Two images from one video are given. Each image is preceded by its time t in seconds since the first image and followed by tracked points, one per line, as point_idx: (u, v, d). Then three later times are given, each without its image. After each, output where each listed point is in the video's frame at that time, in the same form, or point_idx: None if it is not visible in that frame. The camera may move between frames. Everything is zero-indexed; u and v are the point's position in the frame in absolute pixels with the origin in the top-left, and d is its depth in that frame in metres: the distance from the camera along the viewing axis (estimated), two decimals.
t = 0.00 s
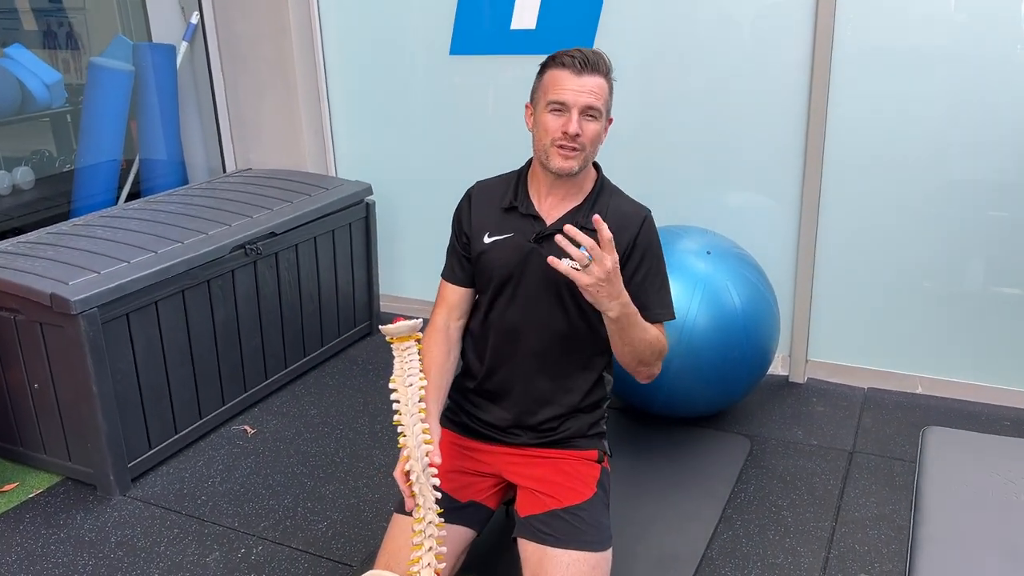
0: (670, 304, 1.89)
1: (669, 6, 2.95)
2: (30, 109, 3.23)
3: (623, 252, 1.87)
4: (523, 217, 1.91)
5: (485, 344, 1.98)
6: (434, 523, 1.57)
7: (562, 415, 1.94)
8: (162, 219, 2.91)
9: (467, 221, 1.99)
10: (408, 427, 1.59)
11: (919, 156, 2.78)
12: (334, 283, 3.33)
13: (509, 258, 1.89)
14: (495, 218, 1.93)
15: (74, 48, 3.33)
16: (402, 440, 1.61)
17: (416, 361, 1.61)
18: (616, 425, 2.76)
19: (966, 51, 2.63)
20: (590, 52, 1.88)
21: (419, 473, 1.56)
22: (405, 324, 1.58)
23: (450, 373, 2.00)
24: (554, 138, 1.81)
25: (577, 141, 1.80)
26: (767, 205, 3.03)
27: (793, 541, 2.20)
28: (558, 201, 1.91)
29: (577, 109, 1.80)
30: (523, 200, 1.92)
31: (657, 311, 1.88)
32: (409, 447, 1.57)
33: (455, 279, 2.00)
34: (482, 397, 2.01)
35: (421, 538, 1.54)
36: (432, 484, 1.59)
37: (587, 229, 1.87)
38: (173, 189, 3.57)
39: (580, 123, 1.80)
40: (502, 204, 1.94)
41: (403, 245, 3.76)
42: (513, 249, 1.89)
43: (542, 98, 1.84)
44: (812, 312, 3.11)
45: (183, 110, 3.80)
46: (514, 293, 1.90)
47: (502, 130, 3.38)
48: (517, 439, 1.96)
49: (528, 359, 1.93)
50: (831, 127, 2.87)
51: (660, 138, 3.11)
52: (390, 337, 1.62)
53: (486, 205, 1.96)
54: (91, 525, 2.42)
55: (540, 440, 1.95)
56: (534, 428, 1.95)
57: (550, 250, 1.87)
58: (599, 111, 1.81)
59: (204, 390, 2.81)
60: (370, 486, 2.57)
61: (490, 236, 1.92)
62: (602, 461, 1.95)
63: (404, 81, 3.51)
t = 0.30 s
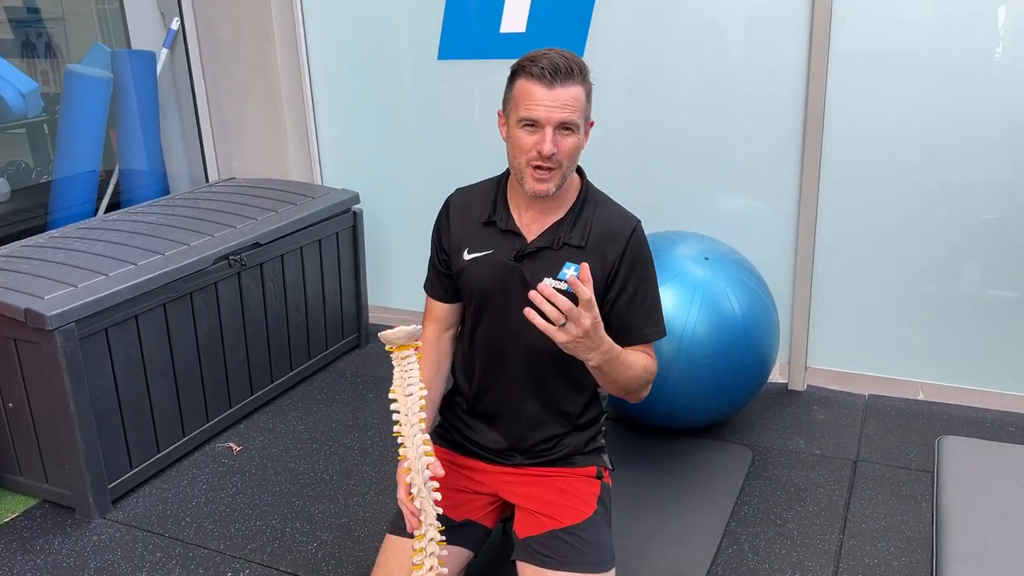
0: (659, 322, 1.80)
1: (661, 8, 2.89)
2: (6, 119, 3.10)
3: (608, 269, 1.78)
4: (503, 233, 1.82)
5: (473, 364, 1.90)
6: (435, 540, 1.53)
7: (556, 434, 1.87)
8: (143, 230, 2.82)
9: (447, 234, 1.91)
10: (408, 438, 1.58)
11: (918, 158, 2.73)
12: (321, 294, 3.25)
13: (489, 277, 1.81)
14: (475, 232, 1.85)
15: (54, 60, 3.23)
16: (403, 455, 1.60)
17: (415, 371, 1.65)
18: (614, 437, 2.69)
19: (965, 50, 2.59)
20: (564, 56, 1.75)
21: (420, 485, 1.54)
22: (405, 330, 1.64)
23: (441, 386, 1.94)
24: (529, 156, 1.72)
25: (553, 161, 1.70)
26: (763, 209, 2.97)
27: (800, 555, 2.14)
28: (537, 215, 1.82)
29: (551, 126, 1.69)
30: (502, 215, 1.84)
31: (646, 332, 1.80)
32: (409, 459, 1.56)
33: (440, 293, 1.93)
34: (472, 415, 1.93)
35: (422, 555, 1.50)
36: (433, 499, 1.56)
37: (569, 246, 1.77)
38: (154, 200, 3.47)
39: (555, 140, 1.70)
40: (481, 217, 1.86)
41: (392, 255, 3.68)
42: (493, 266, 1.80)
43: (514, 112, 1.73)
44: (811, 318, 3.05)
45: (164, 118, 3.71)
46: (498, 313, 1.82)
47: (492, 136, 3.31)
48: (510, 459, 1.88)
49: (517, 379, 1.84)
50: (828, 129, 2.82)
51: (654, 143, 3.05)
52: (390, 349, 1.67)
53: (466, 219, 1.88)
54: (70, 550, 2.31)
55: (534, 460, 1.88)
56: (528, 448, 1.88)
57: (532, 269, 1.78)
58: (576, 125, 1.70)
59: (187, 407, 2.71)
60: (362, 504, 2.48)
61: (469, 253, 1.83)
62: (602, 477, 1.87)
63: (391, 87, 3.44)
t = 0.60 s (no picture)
0: (660, 345, 1.71)
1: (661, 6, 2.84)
2: None
3: (604, 291, 1.69)
4: (491, 250, 1.74)
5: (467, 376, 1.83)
6: (431, 552, 1.44)
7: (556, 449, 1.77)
8: (128, 232, 2.73)
9: (435, 248, 1.85)
10: (397, 445, 1.48)
11: (923, 161, 2.69)
12: (312, 299, 3.17)
13: (477, 297, 1.74)
14: (463, 246, 1.78)
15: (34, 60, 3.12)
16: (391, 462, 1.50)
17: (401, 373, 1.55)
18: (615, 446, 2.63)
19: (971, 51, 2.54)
20: (552, 64, 1.63)
21: (409, 493, 1.43)
22: (388, 333, 1.54)
23: (436, 391, 1.88)
24: (514, 173, 1.62)
25: (539, 179, 1.60)
26: (764, 212, 2.92)
27: (809, 567, 2.09)
28: (526, 231, 1.74)
29: (538, 142, 1.58)
30: (490, 230, 1.76)
31: (646, 356, 1.70)
32: (398, 467, 1.46)
33: (435, 300, 1.87)
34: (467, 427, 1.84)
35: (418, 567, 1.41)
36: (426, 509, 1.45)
37: (561, 266, 1.69)
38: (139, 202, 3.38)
39: (542, 157, 1.59)
40: (468, 232, 1.78)
41: (384, 259, 3.61)
42: (482, 286, 1.73)
43: (498, 126, 1.62)
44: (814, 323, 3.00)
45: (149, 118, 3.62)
46: (489, 331, 1.75)
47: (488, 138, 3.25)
48: (508, 474, 1.80)
49: (512, 394, 1.77)
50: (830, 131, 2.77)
51: (653, 144, 3.00)
52: (374, 350, 1.56)
53: (454, 233, 1.81)
54: (50, 565, 2.22)
55: (534, 475, 1.79)
56: (527, 464, 1.79)
57: (522, 289, 1.70)
58: (565, 140, 1.59)
59: (174, 414, 2.63)
60: (356, 515, 2.41)
61: (457, 269, 1.77)
62: (605, 488, 1.77)
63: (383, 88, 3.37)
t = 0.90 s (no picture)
0: (663, 350, 1.68)
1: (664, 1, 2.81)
2: None
3: (606, 295, 1.65)
4: (490, 253, 1.71)
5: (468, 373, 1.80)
6: (424, 551, 1.42)
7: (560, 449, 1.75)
8: (123, 227, 2.70)
9: (434, 249, 1.81)
10: (382, 445, 1.47)
11: (928, 158, 2.66)
12: (309, 296, 3.14)
13: (477, 300, 1.71)
14: (462, 248, 1.75)
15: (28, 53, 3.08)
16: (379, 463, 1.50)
17: (384, 372, 1.52)
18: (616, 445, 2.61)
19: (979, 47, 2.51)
20: (550, 62, 1.59)
21: (398, 493, 1.44)
22: (365, 332, 1.49)
23: (431, 389, 1.86)
24: (512, 176, 1.58)
25: (538, 182, 1.57)
26: (767, 209, 2.90)
27: (814, 566, 2.08)
28: (526, 233, 1.70)
29: (536, 143, 1.55)
30: (489, 232, 1.73)
31: (650, 362, 1.67)
32: (385, 467, 1.46)
33: (432, 299, 1.85)
34: (468, 426, 1.81)
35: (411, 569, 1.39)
36: (416, 508, 1.45)
37: (562, 270, 1.66)
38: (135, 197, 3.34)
39: (541, 158, 1.56)
40: (466, 234, 1.75)
41: (382, 255, 3.57)
42: (481, 291, 1.71)
43: (495, 127, 1.59)
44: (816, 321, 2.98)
45: (146, 112, 3.58)
46: (489, 334, 1.72)
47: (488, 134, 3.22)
48: (509, 474, 1.77)
49: (513, 395, 1.74)
50: (835, 127, 2.74)
51: (654, 141, 2.97)
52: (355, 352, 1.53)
53: (452, 234, 1.78)
54: (44, 564, 2.18)
55: (536, 475, 1.76)
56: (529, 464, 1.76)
57: (522, 293, 1.67)
58: (564, 140, 1.56)
59: (170, 412, 2.59)
60: (355, 514, 2.38)
61: (456, 271, 1.74)
62: (609, 488, 1.75)
63: (382, 83, 3.33)
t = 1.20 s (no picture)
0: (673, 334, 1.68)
1: None
2: None
3: (615, 281, 1.65)
4: (498, 242, 1.71)
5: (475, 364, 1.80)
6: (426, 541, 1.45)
7: (565, 441, 1.75)
8: (129, 218, 2.70)
9: (441, 241, 1.82)
10: (383, 437, 1.48)
11: (934, 152, 2.65)
12: (314, 288, 3.14)
13: (486, 289, 1.71)
14: (468, 238, 1.75)
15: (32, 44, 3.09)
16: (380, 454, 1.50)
17: (384, 365, 1.52)
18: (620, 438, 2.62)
19: (985, 40, 2.51)
20: (540, 49, 1.60)
21: (400, 485, 1.45)
22: (364, 325, 1.49)
23: (435, 382, 1.86)
24: (513, 165, 1.58)
25: (539, 168, 1.56)
26: (773, 202, 2.89)
27: (818, 559, 2.08)
28: (534, 221, 1.70)
29: (533, 130, 1.55)
30: (496, 221, 1.73)
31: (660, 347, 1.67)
32: (386, 459, 1.47)
33: (437, 291, 1.85)
34: (474, 416, 1.82)
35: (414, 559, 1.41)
36: (417, 499, 1.47)
37: (570, 257, 1.66)
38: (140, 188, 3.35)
39: (539, 145, 1.56)
40: (474, 224, 1.75)
41: (387, 248, 3.58)
42: (489, 279, 1.71)
43: (491, 118, 1.59)
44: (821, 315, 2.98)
45: (151, 104, 3.58)
46: (497, 323, 1.72)
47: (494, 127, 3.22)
48: (515, 465, 1.78)
49: (519, 386, 1.75)
50: (841, 121, 2.73)
51: (660, 133, 2.97)
52: (354, 344, 1.52)
53: (459, 224, 1.78)
54: (51, 552, 2.20)
55: (541, 466, 1.76)
56: (534, 455, 1.76)
57: (531, 281, 1.67)
58: (560, 124, 1.56)
59: (175, 402, 2.60)
60: (360, 504, 2.39)
61: (464, 262, 1.74)
62: (614, 480, 1.75)
63: (387, 75, 3.33)
